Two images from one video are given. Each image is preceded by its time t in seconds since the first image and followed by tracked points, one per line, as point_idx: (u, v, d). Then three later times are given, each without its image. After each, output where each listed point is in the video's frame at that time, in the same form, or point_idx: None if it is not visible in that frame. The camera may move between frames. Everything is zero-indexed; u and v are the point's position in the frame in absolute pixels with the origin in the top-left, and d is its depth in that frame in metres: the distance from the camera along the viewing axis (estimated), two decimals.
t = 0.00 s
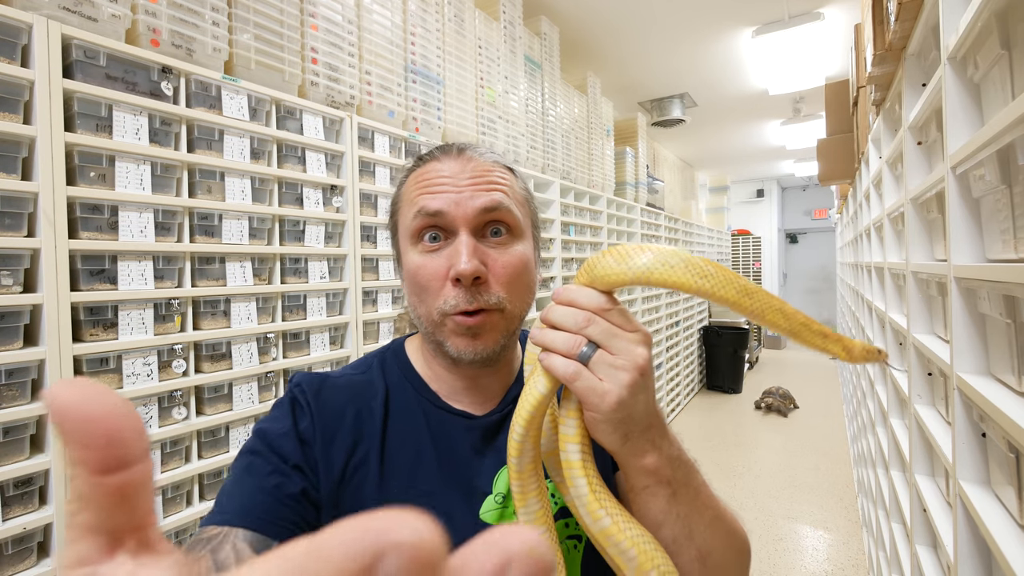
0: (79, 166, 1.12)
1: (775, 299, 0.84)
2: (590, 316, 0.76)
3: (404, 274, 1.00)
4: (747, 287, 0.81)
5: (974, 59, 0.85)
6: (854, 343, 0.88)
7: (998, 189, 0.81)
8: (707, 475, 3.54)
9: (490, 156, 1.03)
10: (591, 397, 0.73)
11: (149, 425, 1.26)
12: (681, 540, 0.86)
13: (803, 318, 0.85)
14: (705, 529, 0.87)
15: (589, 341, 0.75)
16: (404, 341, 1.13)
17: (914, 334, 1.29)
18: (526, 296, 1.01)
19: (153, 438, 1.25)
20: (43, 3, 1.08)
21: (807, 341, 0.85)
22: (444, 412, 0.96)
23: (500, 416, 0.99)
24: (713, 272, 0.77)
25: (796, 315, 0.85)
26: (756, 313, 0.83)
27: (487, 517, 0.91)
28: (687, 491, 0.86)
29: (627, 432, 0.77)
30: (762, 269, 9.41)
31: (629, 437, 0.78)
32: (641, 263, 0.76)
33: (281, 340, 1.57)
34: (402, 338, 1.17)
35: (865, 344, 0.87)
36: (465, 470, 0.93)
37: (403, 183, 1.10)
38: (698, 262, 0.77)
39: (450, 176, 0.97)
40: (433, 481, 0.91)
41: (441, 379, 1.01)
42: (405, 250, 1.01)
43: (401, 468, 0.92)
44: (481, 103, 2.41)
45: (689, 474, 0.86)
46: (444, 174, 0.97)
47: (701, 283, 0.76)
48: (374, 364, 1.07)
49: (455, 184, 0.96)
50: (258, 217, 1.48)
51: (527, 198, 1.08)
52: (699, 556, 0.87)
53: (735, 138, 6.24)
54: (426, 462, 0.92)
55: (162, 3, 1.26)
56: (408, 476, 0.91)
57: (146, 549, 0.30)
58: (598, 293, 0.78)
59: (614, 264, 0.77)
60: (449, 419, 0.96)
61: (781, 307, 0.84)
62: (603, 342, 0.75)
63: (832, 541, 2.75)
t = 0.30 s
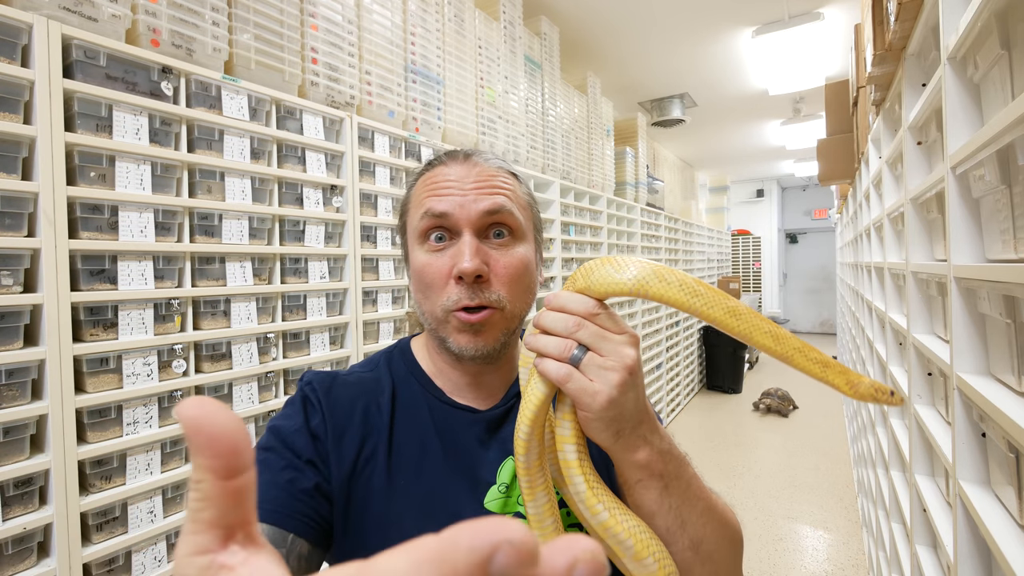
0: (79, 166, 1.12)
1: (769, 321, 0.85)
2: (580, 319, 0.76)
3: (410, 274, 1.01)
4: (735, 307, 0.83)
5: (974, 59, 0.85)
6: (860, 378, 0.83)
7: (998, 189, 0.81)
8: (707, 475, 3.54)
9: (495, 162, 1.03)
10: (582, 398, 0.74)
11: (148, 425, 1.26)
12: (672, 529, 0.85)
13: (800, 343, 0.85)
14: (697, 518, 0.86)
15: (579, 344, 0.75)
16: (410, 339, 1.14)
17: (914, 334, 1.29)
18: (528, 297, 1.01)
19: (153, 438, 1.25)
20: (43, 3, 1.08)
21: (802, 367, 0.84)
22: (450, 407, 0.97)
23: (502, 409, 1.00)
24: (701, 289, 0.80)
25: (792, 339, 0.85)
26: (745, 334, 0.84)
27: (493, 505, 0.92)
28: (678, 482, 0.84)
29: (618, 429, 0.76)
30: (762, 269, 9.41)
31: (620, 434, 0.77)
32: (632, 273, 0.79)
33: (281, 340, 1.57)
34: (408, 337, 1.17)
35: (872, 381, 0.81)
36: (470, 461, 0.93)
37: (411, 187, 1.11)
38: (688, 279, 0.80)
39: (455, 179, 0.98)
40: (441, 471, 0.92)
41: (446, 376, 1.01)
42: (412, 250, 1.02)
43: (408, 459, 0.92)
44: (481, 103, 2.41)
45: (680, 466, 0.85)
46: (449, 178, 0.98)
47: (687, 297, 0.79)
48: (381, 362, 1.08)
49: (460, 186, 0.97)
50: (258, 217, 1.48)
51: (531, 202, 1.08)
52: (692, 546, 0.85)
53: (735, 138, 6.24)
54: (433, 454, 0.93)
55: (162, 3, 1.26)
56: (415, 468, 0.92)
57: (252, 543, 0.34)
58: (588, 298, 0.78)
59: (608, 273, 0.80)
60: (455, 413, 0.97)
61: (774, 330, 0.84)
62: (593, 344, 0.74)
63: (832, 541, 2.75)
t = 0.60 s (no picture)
0: (79, 166, 1.12)
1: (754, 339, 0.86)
2: (569, 323, 0.76)
3: (418, 274, 1.01)
4: (723, 324, 0.84)
5: (974, 59, 0.85)
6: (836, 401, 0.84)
7: (998, 189, 0.81)
8: (707, 475, 3.54)
9: (500, 167, 1.04)
10: (574, 400, 0.73)
11: (149, 425, 1.26)
12: (668, 525, 0.84)
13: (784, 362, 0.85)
14: (692, 513, 0.85)
15: (570, 347, 0.76)
16: (418, 338, 1.14)
17: (913, 334, 1.29)
18: (532, 297, 1.01)
19: (153, 438, 1.25)
20: (44, 3, 1.08)
21: (783, 387, 0.85)
22: (455, 403, 0.97)
23: (508, 405, 1.00)
24: (690, 304, 0.81)
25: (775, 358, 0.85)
26: (729, 351, 0.85)
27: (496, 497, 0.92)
28: (672, 477, 0.83)
29: (609, 429, 0.76)
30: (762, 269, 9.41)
31: (612, 434, 0.77)
32: (625, 282, 0.80)
33: (281, 340, 1.57)
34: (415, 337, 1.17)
35: (849, 406, 0.82)
36: (475, 456, 0.94)
37: (420, 191, 1.11)
38: (680, 293, 0.81)
39: (463, 183, 0.98)
40: (446, 466, 0.92)
41: (452, 374, 1.01)
42: (420, 251, 1.02)
43: (414, 454, 0.93)
44: (481, 103, 2.41)
45: (674, 463, 0.84)
46: (456, 181, 0.98)
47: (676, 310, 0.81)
48: (390, 360, 1.08)
49: (468, 189, 0.97)
50: (258, 217, 1.48)
51: (535, 205, 1.09)
52: (686, 540, 0.85)
53: (735, 138, 6.24)
54: (439, 449, 0.93)
55: (162, 3, 1.26)
56: (421, 462, 0.92)
57: (277, 512, 0.39)
58: (577, 303, 0.79)
59: (602, 281, 0.80)
60: (460, 409, 0.97)
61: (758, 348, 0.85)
62: (582, 346, 0.75)
63: (832, 541, 2.75)
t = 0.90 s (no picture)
0: (79, 166, 1.12)
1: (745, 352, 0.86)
2: (566, 321, 0.76)
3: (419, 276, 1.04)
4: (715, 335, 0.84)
5: (974, 59, 0.85)
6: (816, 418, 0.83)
7: (998, 189, 0.81)
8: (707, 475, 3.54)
9: (489, 164, 1.03)
10: (576, 396, 0.73)
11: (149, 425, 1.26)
12: (676, 505, 0.83)
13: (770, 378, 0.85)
14: (698, 494, 0.83)
15: (570, 343, 0.75)
16: (430, 333, 1.14)
17: (914, 334, 1.29)
18: (530, 289, 1.00)
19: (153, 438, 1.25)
20: (43, 3, 1.08)
21: (767, 401, 0.84)
22: (467, 394, 0.98)
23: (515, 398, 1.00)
24: (685, 313, 0.82)
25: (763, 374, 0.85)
26: (717, 362, 0.86)
27: (506, 485, 0.92)
28: (678, 460, 0.82)
29: (612, 420, 0.76)
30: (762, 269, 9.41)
31: (615, 423, 0.76)
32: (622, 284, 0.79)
33: (281, 339, 1.57)
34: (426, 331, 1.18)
35: (826, 427, 0.80)
36: (489, 447, 0.95)
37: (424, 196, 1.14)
38: (675, 300, 0.82)
39: (451, 184, 1.00)
40: (460, 453, 0.93)
41: (462, 365, 1.01)
42: (422, 253, 1.05)
43: (428, 441, 0.94)
44: (481, 103, 2.41)
45: (679, 445, 0.82)
46: (445, 184, 1.00)
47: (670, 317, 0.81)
48: (404, 353, 1.09)
49: (456, 190, 0.99)
50: (258, 217, 1.48)
51: (531, 199, 1.08)
52: (695, 519, 0.84)
53: (735, 138, 6.24)
54: (451, 437, 0.94)
55: (162, 3, 1.26)
56: (434, 449, 0.93)
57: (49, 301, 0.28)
58: (572, 300, 0.79)
59: (601, 281, 0.79)
60: (472, 400, 0.98)
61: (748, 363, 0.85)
62: (582, 342, 0.75)
63: (832, 541, 2.75)
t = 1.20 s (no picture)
0: (79, 166, 1.12)
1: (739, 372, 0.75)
2: (570, 319, 0.77)
3: (435, 273, 1.03)
4: (705, 350, 0.76)
5: (974, 59, 0.85)
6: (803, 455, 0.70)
7: (998, 189, 0.81)
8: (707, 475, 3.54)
9: (510, 164, 1.04)
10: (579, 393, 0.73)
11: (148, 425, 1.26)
12: (679, 503, 0.82)
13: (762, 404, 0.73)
14: (701, 491, 0.83)
15: (572, 341, 0.76)
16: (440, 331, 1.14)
17: (914, 334, 1.29)
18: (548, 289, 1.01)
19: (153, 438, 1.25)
20: (43, 3, 1.08)
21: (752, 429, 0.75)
22: (475, 389, 0.98)
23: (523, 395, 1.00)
24: (673, 322, 0.76)
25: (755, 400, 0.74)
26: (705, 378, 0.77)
27: (511, 480, 0.92)
28: (681, 457, 0.82)
29: (616, 418, 0.76)
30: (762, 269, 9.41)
31: (619, 420, 0.76)
32: (617, 287, 0.76)
33: (281, 339, 1.57)
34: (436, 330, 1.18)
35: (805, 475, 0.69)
36: (495, 440, 0.94)
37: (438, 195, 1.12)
38: (666, 308, 0.76)
39: (474, 184, 1.00)
40: (467, 445, 0.93)
41: (471, 365, 1.02)
42: (438, 251, 1.04)
43: (435, 433, 0.94)
44: (481, 103, 2.41)
45: (682, 442, 0.83)
46: (468, 183, 1.00)
47: (656, 324, 0.76)
48: (413, 348, 1.09)
49: (479, 188, 0.99)
50: (258, 217, 1.48)
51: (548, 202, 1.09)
52: (699, 517, 0.83)
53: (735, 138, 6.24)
54: (458, 431, 0.94)
55: (162, 3, 1.26)
56: (441, 442, 0.93)
57: None
58: (575, 300, 0.80)
59: (595, 282, 0.77)
60: (479, 394, 0.98)
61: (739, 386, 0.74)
62: (585, 339, 0.75)
63: (832, 541, 2.75)
